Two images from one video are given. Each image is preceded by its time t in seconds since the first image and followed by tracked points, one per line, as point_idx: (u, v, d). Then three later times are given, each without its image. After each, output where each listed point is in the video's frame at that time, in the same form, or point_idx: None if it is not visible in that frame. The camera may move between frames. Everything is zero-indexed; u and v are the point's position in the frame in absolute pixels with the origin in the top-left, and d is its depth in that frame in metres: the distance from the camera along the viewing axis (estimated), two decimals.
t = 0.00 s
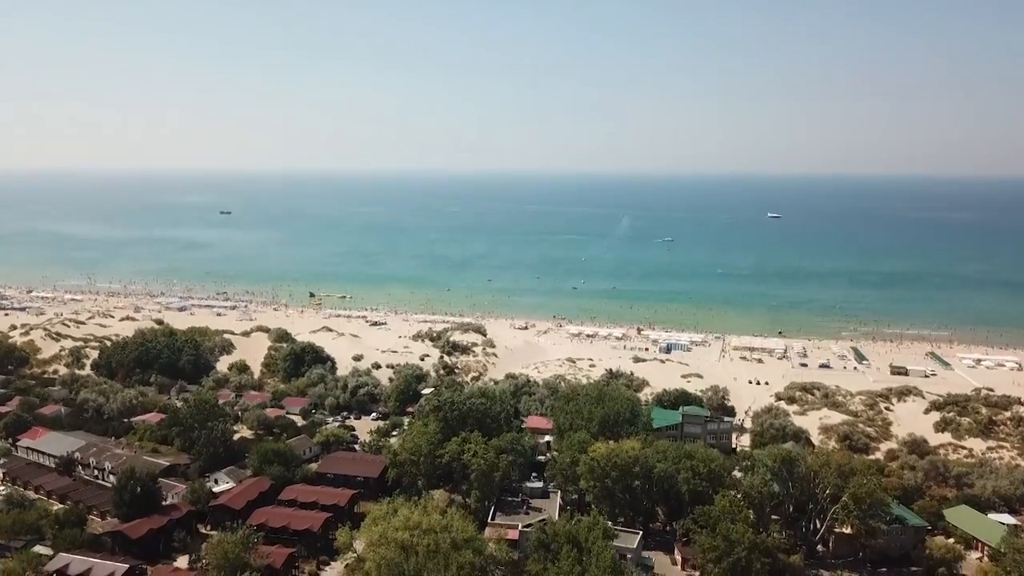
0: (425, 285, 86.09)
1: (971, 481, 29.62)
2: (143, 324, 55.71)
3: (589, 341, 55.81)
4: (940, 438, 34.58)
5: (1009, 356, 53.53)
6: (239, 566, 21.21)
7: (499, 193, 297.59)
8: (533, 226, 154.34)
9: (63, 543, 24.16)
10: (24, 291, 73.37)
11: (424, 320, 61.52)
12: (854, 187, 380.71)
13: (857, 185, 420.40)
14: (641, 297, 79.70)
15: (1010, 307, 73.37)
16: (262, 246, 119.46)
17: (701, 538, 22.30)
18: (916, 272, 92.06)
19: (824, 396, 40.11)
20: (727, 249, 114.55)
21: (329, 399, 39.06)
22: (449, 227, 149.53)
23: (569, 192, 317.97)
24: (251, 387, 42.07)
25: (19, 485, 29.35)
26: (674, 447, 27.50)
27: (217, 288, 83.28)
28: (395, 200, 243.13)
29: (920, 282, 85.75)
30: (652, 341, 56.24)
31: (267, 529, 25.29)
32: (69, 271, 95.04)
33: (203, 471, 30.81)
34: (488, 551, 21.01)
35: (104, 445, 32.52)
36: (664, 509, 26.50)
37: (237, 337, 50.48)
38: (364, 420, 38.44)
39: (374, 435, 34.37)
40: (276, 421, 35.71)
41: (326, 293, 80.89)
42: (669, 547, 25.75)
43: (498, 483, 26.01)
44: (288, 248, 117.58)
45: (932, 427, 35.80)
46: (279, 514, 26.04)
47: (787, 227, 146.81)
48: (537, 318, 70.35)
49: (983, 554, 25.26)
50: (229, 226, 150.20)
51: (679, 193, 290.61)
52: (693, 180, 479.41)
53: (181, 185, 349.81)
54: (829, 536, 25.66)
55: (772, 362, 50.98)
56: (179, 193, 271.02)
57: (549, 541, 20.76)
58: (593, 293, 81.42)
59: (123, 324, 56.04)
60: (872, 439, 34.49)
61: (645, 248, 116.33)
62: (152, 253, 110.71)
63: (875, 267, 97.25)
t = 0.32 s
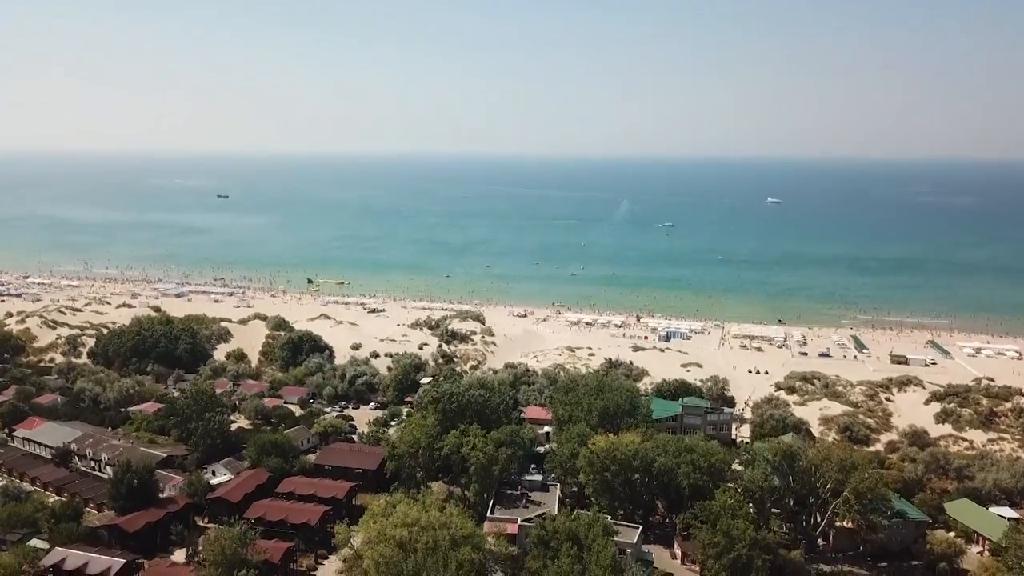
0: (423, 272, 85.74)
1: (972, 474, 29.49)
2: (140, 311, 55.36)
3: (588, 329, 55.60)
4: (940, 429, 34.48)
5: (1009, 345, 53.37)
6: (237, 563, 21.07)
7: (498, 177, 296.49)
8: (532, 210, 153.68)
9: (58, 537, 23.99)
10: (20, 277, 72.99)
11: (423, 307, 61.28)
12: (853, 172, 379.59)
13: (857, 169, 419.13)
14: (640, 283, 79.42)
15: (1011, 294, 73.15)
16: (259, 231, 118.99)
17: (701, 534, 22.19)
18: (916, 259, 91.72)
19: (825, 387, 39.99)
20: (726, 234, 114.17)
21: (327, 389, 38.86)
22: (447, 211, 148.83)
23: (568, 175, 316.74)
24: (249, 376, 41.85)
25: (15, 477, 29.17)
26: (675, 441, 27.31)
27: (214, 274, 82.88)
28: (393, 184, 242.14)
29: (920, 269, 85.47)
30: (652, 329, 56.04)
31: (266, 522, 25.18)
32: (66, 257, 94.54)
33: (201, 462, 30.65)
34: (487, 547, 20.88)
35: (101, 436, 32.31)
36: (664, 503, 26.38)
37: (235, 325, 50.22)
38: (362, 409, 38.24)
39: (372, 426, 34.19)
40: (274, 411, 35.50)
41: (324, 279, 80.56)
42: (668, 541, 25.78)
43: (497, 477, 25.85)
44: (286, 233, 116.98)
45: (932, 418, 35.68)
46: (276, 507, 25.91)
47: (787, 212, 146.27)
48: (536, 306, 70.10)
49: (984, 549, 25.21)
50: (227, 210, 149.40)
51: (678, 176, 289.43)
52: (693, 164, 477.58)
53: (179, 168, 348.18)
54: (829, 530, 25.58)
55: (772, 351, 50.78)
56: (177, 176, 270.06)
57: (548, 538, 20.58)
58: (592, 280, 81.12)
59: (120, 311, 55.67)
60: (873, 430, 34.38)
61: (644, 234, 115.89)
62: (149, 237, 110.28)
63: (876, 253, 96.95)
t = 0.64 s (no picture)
0: (422, 258, 85.38)
1: (974, 466, 29.37)
2: (137, 300, 54.98)
3: (588, 317, 55.42)
4: (941, 421, 34.39)
5: (1009, 333, 53.22)
6: (234, 559, 20.92)
7: (496, 161, 295.00)
8: (531, 195, 153.04)
9: (54, 531, 23.80)
10: (17, 263, 72.62)
11: (421, 294, 61.05)
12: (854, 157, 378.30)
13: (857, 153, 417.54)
14: (641, 270, 79.11)
15: (1011, 281, 72.91)
16: (257, 216, 118.42)
17: (702, 529, 22.11)
18: (916, 246, 91.35)
19: (825, 377, 39.89)
20: (726, 221, 113.68)
21: (325, 378, 38.67)
22: (445, 197, 148.05)
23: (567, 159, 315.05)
24: (247, 366, 41.68)
25: (11, 469, 29.00)
26: (675, 434, 27.16)
27: (212, 260, 82.46)
28: (391, 168, 240.42)
29: (921, 256, 85.19)
30: (651, 317, 55.86)
31: (263, 516, 25.09)
32: (62, 242, 93.95)
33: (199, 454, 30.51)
34: (486, 542, 20.78)
35: (98, 427, 32.13)
36: (664, 496, 26.30)
37: (233, 313, 49.96)
38: (361, 399, 38.09)
39: (371, 416, 34.04)
40: (273, 401, 35.36)
41: (322, 266, 80.17)
42: (668, 534, 25.78)
43: (496, 470, 25.72)
44: (284, 218, 116.37)
45: (933, 409, 35.57)
46: (274, 500, 25.79)
47: (787, 198, 145.81)
48: (535, 293, 69.83)
49: (985, 542, 25.15)
50: (224, 195, 148.46)
51: (678, 161, 287.85)
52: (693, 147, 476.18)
53: (175, 151, 346.18)
54: (829, 524, 25.51)
55: (772, 339, 50.64)
56: (173, 160, 268.25)
57: (548, 534, 20.42)
58: (591, 267, 80.82)
59: (117, 298, 55.30)
60: (873, 421, 34.30)
61: (643, 220, 115.38)
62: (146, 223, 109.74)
63: (876, 239, 96.64)
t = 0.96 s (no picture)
0: (420, 243, 84.93)
1: (975, 457, 29.26)
2: (133, 286, 54.61)
3: (587, 303, 55.17)
4: (942, 410, 34.30)
5: (1010, 320, 53.03)
6: (232, 554, 20.75)
7: (494, 143, 293.83)
8: (529, 178, 152.26)
9: (50, 524, 23.56)
10: (12, 247, 72.19)
11: (420, 280, 60.72)
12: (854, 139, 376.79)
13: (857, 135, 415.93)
14: (640, 255, 78.74)
15: (1012, 266, 72.63)
16: (253, 199, 117.75)
17: (703, 524, 21.96)
18: (917, 230, 90.93)
19: (825, 365, 39.74)
20: (726, 204, 113.11)
21: (324, 366, 38.45)
22: (444, 180, 147.22)
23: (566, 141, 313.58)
24: (245, 353, 41.46)
25: (8, 459, 28.78)
26: (675, 426, 26.97)
27: (209, 245, 82.01)
28: (389, 150, 239.21)
29: (921, 240, 84.77)
30: (651, 304, 55.61)
31: (261, 508, 24.94)
32: (58, 226, 93.38)
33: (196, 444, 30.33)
34: (486, 537, 20.65)
35: (95, 416, 31.90)
36: (664, 488, 26.18)
37: (229, 299, 49.65)
38: (359, 387, 37.91)
39: (369, 405, 33.87)
40: (271, 389, 35.18)
41: (320, 250, 79.77)
42: (668, 526, 25.69)
43: (496, 462, 25.57)
44: (281, 201, 115.70)
45: (934, 399, 35.45)
46: (273, 492, 25.61)
47: (786, 181, 145.18)
48: (534, 279, 69.45)
49: (986, 535, 25.06)
50: (221, 177, 147.58)
51: (676, 142, 286.77)
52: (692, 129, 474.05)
53: (172, 132, 344.18)
54: (830, 516, 25.40)
55: (772, 326, 50.47)
56: (169, 141, 266.80)
57: (548, 530, 20.28)
58: (590, 252, 80.44)
59: (114, 284, 54.90)
60: (873, 411, 34.20)
61: (643, 203, 114.79)
62: (143, 206, 109.08)
63: (876, 223, 96.20)
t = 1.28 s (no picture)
0: (418, 226, 84.44)
1: (976, 448, 29.13)
2: (130, 271, 54.20)
3: (586, 289, 54.91)
4: (943, 399, 34.19)
5: (1011, 306, 52.80)
6: (230, 550, 20.60)
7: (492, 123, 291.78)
8: (527, 160, 151.38)
9: (46, 517, 23.37)
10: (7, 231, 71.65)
11: (418, 266, 60.37)
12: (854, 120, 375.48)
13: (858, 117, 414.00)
14: (640, 240, 78.31)
15: (1014, 250, 72.24)
16: (251, 182, 117.06)
17: (703, 517, 21.83)
18: (918, 213, 90.48)
19: (826, 353, 39.58)
20: (726, 187, 112.41)
21: (322, 354, 38.25)
22: (442, 161, 146.22)
23: (564, 121, 311.52)
24: (243, 340, 41.26)
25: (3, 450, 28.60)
26: (675, 417, 26.78)
27: (206, 229, 81.46)
28: (386, 131, 237.10)
29: (922, 224, 84.35)
30: (650, 289, 55.31)
31: (259, 500, 24.80)
32: (54, 209, 92.70)
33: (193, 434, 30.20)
34: (485, 532, 20.54)
35: (91, 406, 31.71)
36: (664, 479, 26.04)
37: (226, 285, 49.33)
38: (358, 375, 37.76)
39: (368, 394, 33.70)
40: (268, 378, 34.99)
41: (317, 235, 79.28)
42: (668, 518, 25.61)
43: (495, 453, 25.43)
44: (278, 184, 114.89)
45: (936, 387, 35.32)
46: (270, 484, 25.46)
47: (786, 163, 144.46)
48: (533, 264, 69.05)
49: (988, 527, 24.99)
50: (217, 159, 146.47)
51: (675, 124, 285.04)
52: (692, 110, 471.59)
53: (168, 112, 341.61)
54: (831, 509, 25.27)
55: (772, 312, 50.22)
56: (164, 122, 264.59)
57: (548, 525, 20.13)
58: (590, 236, 79.97)
59: (110, 270, 54.49)
60: (874, 400, 34.07)
61: (642, 186, 114.10)
62: (140, 188, 108.29)
63: (876, 207, 95.73)
